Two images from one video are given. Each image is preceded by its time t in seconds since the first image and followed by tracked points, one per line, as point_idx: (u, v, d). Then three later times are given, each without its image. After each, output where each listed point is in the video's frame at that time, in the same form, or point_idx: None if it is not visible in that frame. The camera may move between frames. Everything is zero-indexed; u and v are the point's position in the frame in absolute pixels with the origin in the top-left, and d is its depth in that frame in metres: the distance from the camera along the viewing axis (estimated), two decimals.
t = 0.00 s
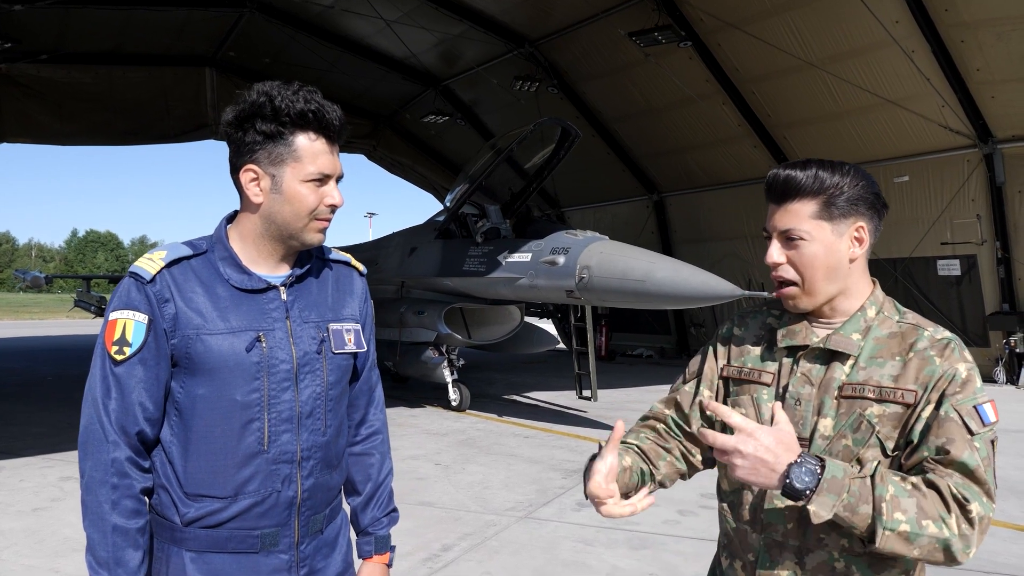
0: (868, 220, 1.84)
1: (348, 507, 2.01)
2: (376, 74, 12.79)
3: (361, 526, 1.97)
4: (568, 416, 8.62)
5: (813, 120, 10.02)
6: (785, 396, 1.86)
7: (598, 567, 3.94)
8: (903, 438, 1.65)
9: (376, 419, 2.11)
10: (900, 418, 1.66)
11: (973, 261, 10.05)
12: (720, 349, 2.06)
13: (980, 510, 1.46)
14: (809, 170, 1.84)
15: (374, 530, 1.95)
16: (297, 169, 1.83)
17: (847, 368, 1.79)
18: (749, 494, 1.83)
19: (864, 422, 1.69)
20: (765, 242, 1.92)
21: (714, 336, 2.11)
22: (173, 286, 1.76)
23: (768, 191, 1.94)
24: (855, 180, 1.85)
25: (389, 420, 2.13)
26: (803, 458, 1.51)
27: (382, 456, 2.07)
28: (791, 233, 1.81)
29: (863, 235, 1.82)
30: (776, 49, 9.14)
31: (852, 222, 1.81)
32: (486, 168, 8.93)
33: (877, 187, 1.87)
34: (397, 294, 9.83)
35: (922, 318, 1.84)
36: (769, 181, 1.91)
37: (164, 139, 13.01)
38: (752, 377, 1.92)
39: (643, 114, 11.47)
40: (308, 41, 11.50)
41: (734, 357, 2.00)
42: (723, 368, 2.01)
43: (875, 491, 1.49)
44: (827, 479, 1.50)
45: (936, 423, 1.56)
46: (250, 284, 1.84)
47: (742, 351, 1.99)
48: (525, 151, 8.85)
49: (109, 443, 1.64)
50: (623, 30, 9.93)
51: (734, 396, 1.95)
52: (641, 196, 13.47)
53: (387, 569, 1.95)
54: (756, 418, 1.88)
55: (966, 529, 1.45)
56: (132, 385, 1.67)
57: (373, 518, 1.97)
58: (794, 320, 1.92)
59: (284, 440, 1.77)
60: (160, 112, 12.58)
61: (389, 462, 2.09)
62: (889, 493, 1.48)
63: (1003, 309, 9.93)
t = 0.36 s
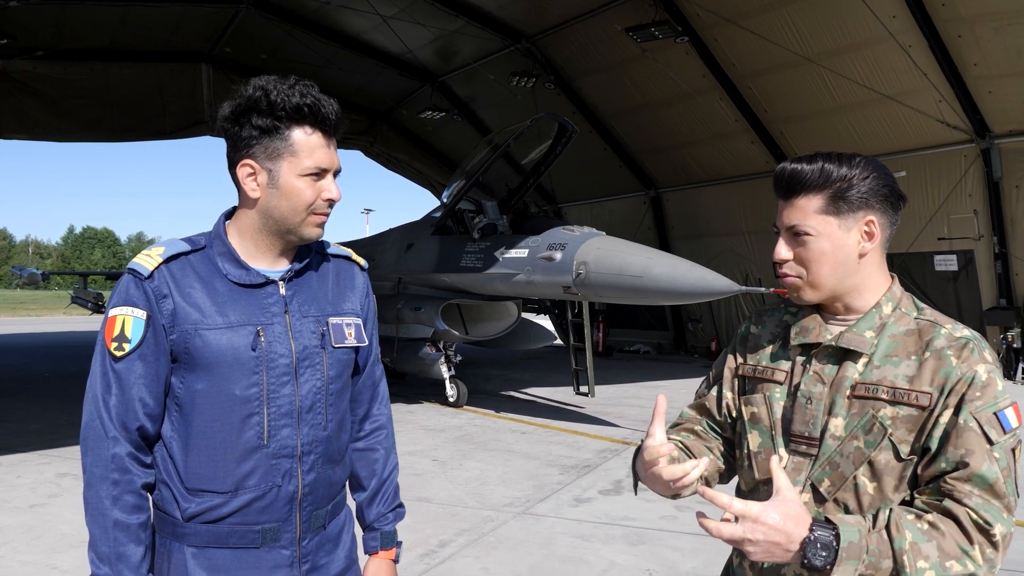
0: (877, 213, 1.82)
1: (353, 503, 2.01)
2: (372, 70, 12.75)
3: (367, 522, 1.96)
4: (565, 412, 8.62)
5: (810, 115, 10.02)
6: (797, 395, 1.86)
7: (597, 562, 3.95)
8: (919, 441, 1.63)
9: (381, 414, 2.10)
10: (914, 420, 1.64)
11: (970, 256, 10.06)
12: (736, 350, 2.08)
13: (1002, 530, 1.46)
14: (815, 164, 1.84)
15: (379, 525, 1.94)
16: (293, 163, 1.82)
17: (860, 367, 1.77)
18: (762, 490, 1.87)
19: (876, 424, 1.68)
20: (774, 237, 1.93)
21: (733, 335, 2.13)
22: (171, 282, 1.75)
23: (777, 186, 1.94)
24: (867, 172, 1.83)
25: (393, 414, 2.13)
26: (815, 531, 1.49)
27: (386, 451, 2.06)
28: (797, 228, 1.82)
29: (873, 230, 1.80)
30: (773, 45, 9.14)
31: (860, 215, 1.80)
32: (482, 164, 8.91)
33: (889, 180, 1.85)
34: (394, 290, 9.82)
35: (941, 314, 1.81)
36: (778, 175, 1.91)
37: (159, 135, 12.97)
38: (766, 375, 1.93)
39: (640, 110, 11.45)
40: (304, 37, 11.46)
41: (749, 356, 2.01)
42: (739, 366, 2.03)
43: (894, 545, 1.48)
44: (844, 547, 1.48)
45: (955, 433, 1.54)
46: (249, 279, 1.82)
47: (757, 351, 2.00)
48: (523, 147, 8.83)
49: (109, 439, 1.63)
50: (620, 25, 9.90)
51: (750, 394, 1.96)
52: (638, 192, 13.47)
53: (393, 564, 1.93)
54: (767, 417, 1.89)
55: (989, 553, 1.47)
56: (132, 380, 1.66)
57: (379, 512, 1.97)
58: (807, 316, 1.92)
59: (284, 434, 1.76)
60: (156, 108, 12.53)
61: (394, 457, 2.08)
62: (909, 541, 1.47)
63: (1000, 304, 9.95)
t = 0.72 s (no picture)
0: (883, 209, 1.81)
1: (361, 500, 2.01)
2: (372, 67, 12.73)
3: (375, 519, 1.96)
4: (565, 410, 8.62)
5: (810, 112, 10.02)
6: (802, 392, 1.85)
7: (597, 559, 3.95)
8: (926, 441, 1.62)
9: (389, 411, 2.10)
10: (920, 419, 1.63)
11: (971, 252, 10.06)
12: (750, 353, 2.10)
13: (1006, 534, 1.45)
14: (820, 159, 1.84)
15: (388, 522, 1.94)
16: (295, 160, 1.81)
17: (866, 364, 1.76)
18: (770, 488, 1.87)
19: (881, 423, 1.66)
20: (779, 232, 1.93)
21: (746, 337, 2.15)
22: (175, 279, 1.74)
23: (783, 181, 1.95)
24: (874, 167, 1.83)
25: (401, 411, 2.12)
26: (809, 506, 1.59)
27: (394, 448, 2.06)
28: (801, 224, 1.82)
29: (877, 226, 1.80)
30: (773, 41, 9.12)
31: (865, 212, 1.80)
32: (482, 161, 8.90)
33: (897, 175, 1.84)
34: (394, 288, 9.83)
35: (952, 310, 1.78)
36: (784, 170, 1.92)
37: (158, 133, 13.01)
38: (773, 373, 1.94)
39: (640, 107, 11.44)
40: (304, 34, 11.43)
41: (760, 357, 2.03)
42: (751, 368, 2.04)
43: (886, 534, 1.52)
44: (835, 527, 1.56)
45: (962, 436, 1.53)
46: (254, 275, 1.82)
47: (768, 350, 2.01)
48: (523, 144, 8.83)
49: (116, 435, 1.63)
50: (620, 22, 9.89)
51: (759, 393, 1.97)
52: (638, 189, 13.47)
53: (403, 562, 1.94)
54: (774, 416, 1.89)
55: (994, 555, 1.45)
56: (138, 377, 1.66)
57: (388, 510, 1.96)
58: (814, 314, 1.91)
59: (289, 431, 1.76)
60: (155, 106, 12.52)
61: (402, 454, 2.07)
62: (901, 533, 1.50)
63: (1000, 301, 9.94)
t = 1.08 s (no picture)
0: (877, 206, 1.80)
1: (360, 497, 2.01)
2: (371, 66, 12.71)
3: (374, 515, 1.97)
4: (563, 409, 8.63)
5: (808, 111, 10.03)
6: (796, 390, 1.85)
7: (594, 557, 3.96)
8: (919, 441, 1.62)
9: (387, 408, 2.10)
10: (913, 419, 1.63)
11: (968, 251, 10.08)
12: (748, 349, 2.10)
13: (1003, 535, 1.44)
14: (814, 156, 1.85)
15: (386, 519, 1.94)
16: (282, 154, 1.81)
17: (860, 363, 1.76)
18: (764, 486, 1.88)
19: (873, 423, 1.67)
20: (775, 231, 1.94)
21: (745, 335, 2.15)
22: (171, 277, 1.74)
23: (779, 179, 1.95)
24: (869, 164, 1.82)
25: (400, 408, 2.12)
26: (805, 513, 1.62)
27: (393, 445, 2.05)
28: (794, 222, 1.83)
29: (874, 224, 1.79)
30: (771, 40, 9.12)
31: (858, 208, 1.79)
32: (480, 160, 8.89)
33: (894, 171, 1.84)
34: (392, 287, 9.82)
35: (947, 308, 1.76)
36: (779, 168, 1.93)
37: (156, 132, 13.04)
38: (768, 371, 1.94)
39: (638, 105, 11.44)
40: (301, 33, 11.41)
41: (757, 356, 2.03)
42: (749, 366, 2.05)
43: (881, 539, 1.53)
44: (830, 534, 1.58)
45: (956, 438, 1.53)
46: (248, 274, 1.82)
47: (764, 348, 2.02)
48: (521, 142, 8.83)
49: (109, 434, 1.62)
50: (618, 21, 9.89)
51: (756, 391, 1.97)
52: (636, 188, 13.47)
53: (402, 558, 1.94)
54: (769, 414, 1.90)
55: (991, 557, 1.44)
56: (132, 376, 1.66)
57: (386, 506, 1.96)
58: (809, 313, 1.92)
59: (286, 429, 1.75)
60: (152, 104, 12.52)
61: (401, 451, 2.07)
62: (896, 537, 1.51)
63: (998, 300, 9.97)
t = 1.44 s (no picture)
0: (867, 207, 1.80)
1: (342, 500, 2.00)
2: (370, 65, 12.70)
3: (354, 518, 1.96)
4: (562, 408, 8.63)
5: (807, 110, 10.02)
6: (785, 386, 1.85)
7: (593, 557, 3.96)
8: (908, 434, 1.62)
9: (369, 410, 2.10)
10: (902, 413, 1.63)
11: (967, 250, 10.07)
12: (735, 347, 2.08)
13: (995, 522, 1.45)
14: (808, 154, 1.85)
15: (368, 521, 1.94)
16: (272, 151, 1.81)
17: (848, 358, 1.75)
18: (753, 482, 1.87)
19: (863, 417, 1.67)
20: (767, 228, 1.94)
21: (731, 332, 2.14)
22: (159, 279, 1.73)
23: (773, 177, 1.95)
24: (862, 166, 1.82)
25: (381, 411, 2.12)
26: (800, 507, 1.61)
27: (374, 447, 2.06)
28: (785, 218, 1.83)
29: (861, 225, 1.79)
30: (770, 39, 9.11)
31: (849, 208, 1.79)
32: (479, 159, 8.88)
33: (887, 172, 1.84)
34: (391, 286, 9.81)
35: (932, 304, 1.78)
36: (773, 165, 1.92)
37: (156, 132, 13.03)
38: (756, 367, 1.93)
39: (637, 105, 11.43)
40: (300, 32, 11.40)
41: (744, 352, 2.02)
42: (735, 363, 2.03)
43: (874, 530, 1.53)
44: (825, 527, 1.57)
45: (945, 430, 1.53)
46: (236, 275, 1.82)
47: (751, 345, 2.01)
48: (520, 142, 8.82)
49: (96, 436, 1.62)
50: (617, 20, 9.89)
51: (743, 387, 1.97)
52: (636, 187, 13.46)
53: (383, 561, 1.94)
54: (757, 410, 1.89)
55: (983, 544, 1.45)
56: (119, 378, 1.65)
57: (368, 509, 1.96)
58: (798, 309, 1.92)
59: (273, 431, 1.75)
60: (152, 104, 12.51)
61: (383, 453, 2.08)
62: (889, 528, 1.52)
63: (998, 298, 9.96)
